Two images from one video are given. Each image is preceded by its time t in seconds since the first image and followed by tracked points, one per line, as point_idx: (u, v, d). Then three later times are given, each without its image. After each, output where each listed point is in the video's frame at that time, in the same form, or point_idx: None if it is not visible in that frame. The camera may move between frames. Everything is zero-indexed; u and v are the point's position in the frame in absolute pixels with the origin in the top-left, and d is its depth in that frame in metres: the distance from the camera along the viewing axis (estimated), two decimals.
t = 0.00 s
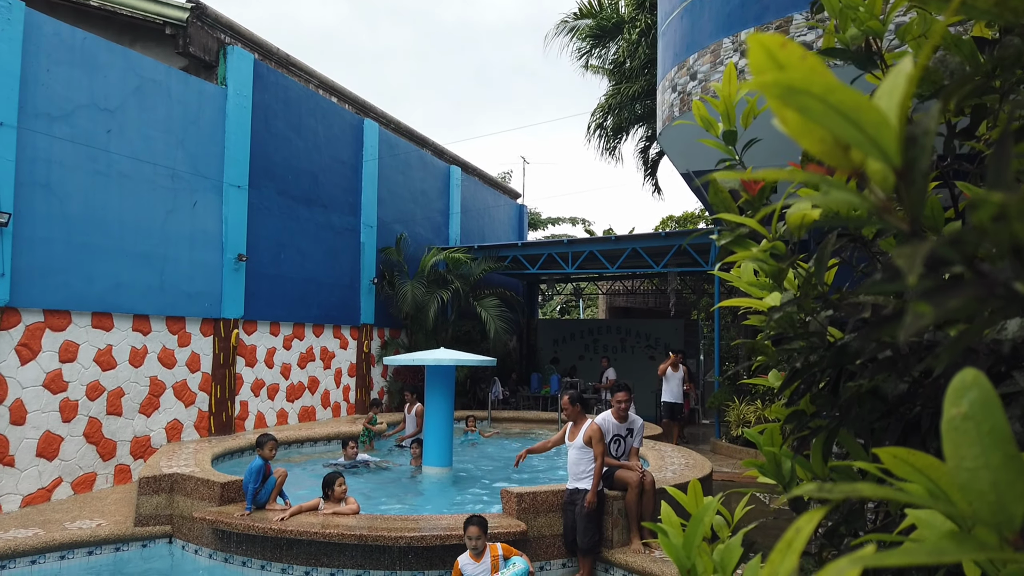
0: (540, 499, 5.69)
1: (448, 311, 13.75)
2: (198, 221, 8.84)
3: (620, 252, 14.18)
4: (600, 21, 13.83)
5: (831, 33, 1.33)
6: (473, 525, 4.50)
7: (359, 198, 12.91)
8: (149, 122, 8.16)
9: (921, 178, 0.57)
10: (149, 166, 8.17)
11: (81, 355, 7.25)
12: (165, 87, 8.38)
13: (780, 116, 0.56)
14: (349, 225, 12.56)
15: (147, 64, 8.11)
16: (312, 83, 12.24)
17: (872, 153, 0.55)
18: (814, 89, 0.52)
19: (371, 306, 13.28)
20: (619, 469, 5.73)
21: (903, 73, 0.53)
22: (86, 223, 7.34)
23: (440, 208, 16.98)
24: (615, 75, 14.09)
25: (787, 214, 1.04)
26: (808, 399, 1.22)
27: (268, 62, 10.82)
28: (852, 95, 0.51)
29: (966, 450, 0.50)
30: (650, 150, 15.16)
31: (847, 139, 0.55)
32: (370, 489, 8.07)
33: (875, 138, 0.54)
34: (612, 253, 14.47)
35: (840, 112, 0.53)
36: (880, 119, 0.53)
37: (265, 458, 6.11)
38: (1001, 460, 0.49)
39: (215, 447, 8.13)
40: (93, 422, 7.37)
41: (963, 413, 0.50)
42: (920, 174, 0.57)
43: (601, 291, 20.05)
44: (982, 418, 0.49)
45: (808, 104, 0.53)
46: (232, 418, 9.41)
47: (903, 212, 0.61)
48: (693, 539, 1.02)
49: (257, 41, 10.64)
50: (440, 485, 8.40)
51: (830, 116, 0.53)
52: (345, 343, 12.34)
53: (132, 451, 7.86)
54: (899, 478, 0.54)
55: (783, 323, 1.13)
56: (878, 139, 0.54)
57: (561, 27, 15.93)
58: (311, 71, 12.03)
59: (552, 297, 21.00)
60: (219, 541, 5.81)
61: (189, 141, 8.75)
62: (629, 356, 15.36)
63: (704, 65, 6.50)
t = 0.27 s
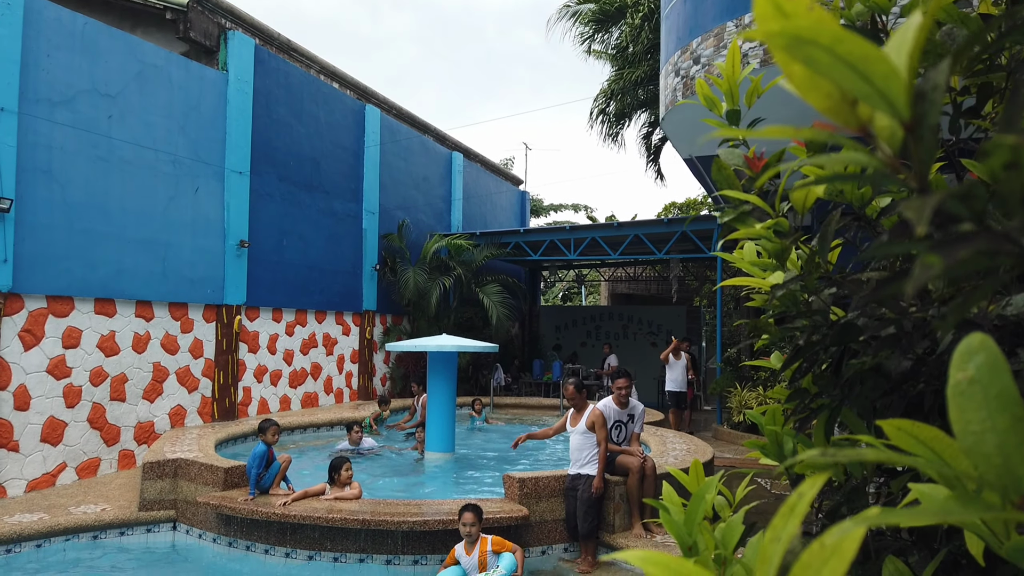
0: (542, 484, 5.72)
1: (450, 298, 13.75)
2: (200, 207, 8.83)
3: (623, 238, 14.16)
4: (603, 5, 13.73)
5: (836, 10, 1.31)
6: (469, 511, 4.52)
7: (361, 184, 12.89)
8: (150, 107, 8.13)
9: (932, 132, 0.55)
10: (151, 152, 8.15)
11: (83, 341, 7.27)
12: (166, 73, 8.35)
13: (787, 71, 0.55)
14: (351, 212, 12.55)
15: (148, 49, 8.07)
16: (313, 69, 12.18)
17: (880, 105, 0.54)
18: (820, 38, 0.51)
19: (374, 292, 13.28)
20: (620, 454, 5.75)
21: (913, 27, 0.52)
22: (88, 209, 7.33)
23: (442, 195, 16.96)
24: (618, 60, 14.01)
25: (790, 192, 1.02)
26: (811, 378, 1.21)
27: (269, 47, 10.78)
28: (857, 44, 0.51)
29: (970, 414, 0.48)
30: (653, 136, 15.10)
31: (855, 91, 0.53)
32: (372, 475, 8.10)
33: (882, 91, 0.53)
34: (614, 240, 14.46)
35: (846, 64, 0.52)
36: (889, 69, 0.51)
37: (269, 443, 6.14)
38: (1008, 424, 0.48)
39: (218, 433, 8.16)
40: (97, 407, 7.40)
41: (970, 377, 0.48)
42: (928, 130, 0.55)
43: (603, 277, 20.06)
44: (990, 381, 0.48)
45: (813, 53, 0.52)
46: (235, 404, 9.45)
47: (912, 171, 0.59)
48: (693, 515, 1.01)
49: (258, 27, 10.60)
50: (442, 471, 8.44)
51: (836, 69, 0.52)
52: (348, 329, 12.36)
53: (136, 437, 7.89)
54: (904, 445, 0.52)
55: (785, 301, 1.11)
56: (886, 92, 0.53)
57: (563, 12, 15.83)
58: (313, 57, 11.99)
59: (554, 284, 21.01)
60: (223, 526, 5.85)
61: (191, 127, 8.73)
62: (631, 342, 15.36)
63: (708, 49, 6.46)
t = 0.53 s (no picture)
0: (543, 470, 5.74)
1: (451, 285, 13.76)
2: (200, 194, 8.82)
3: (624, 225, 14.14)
4: None
5: None
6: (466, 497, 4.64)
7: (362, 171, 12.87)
8: (150, 94, 8.11)
9: (928, 92, 0.54)
10: (151, 139, 8.14)
11: (85, 328, 7.28)
12: (166, 59, 8.32)
13: (782, 34, 0.54)
14: (352, 199, 12.54)
15: (147, 35, 8.04)
16: (313, 55, 12.14)
17: (873, 64, 0.53)
18: None
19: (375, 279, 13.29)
20: (621, 440, 5.77)
21: None
22: (89, 196, 7.33)
23: (443, 182, 16.94)
24: (620, 46, 13.94)
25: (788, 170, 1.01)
26: (810, 359, 1.20)
27: (269, 33, 10.74)
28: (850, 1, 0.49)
29: (965, 381, 0.47)
30: (655, 122, 15.05)
31: (847, 49, 0.53)
32: (374, 461, 8.13)
33: (876, 49, 0.52)
34: (615, 227, 14.44)
35: (840, 21, 0.51)
36: (882, 29, 0.51)
37: (272, 430, 6.15)
38: (1002, 391, 0.47)
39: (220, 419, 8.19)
40: (99, 394, 7.43)
41: (964, 345, 0.47)
42: (924, 90, 0.54)
43: (605, 265, 20.05)
44: (985, 348, 0.47)
45: (807, 11, 0.51)
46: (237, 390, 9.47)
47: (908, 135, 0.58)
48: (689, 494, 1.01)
49: (258, 13, 10.56)
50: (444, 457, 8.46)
51: (829, 28, 0.51)
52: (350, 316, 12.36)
53: (138, 424, 7.92)
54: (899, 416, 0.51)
55: (783, 281, 1.11)
56: (880, 49, 0.52)
57: None
58: (313, 43, 11.94)
59: (556, 271, 21.01)
60: (225, 511, 5.89)
61: (190, 113, 8.70)
62: (632, 330, 15.37)
63: (709, 34, 6.44)
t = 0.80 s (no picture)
0: (543, 458, 5.75)
1: (452, 274, 13.76)
2: (200, 183, 8.80)
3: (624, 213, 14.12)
4: None
5: None
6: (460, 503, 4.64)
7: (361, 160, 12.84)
8: (149, 82, 8.08)
9: (932, 55, 0.53)
10: (150, 127, 8.11)
11: (86, 317, 7.28)
12: (164, 47, 8.28)
13: None
14: (352, 187, 12.51)
15: (145, 22, 8.00)
16: (312, 43, 12.08)
17: (880, 24, 0.52)
18: None
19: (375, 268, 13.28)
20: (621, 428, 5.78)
21: None
22: (88, 184, 7.31)
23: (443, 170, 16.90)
24: (620, 33, 13.88)
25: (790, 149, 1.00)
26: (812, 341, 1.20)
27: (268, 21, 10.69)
28: None
29: (969, 349, 0.47)
30: (655, 110, 15.00)
31: (851, 9, 0.52)
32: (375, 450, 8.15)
33: (881, 9, 0.51)
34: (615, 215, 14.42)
35: None
36: None
37: (273, 418, 6.15)
38: (1008, 358, 0.46)
39: (222, 408, 8.22)
40: (100, 382, 7.44)
41: (968, 314, 0.47)
42: (929, 53, 0.53)
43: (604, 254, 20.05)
44: (989, 317, 0.46)
45: None
46: (238, 379, 9.49)
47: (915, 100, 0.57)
48: (691, 475, 1.00)
49: None
50: (444, 445, 8.49)
51: None
52: (350, 305, 12.35)
53: (139, 412, 7.94)
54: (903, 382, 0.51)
55: (785, 263, 1.10)
56: (885, 10, 0.51)
57: None
58: (312, 31, 11.88)
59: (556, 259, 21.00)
60: (227, 499, 5.91)
61: (189, 101, 8.67)
62: (632, 318, 15.38)
63: (710, 20, 6.41)
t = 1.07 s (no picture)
0: (545, 445, 5.76)
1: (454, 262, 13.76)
2: (201, 171, 8.79)
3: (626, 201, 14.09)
4: None
5: None
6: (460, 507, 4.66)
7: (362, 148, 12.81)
8: (149, 69, 8.05)
9: (949, 10, 0.54)
10: (151, 115, 8.09)
11: (89, 305, 7.29)
12: (165, 34, 8.25)
13: None
14: (353, 175, 12.49)
15: (144, 9, 7.96)
16: (313, 30, 12.03)
17: None
18: None
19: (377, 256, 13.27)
20: (623, 416, 5.81)
21: None
22: (89, 172, 7.30)
23: (445, 158, 16.86)
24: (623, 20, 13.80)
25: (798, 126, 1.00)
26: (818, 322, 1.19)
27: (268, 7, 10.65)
28: None
29: (982, 316, 0.47)
30: (657, 97, 14.94)
31: None
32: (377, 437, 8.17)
33: None
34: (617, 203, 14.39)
35: None
36: None
37: (276, 405, 6.16)
38: None
39: (225, 396, 8.24)
40: (104, 370, 7.46)
41: (981, 280, 0.47)
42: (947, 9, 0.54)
43: (607, 242, 20.03)
44: (1004, 282, 0.46)
45: None
46: (240, 367, 9.51)
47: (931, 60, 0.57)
48: (696, 453, 1.00)
49: None
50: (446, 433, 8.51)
51: None
52: (352, 294, 12.36)
53: (142, 400, 7.96)
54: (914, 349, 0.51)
55: (789, 243, 1.10)
56: None
57: None
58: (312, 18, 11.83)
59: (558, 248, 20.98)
60: (230, 486, 5.93)
61: (190, 89, 8.64)
62: (634, 306, 15.38)
63: (713, 5, 6.36)
